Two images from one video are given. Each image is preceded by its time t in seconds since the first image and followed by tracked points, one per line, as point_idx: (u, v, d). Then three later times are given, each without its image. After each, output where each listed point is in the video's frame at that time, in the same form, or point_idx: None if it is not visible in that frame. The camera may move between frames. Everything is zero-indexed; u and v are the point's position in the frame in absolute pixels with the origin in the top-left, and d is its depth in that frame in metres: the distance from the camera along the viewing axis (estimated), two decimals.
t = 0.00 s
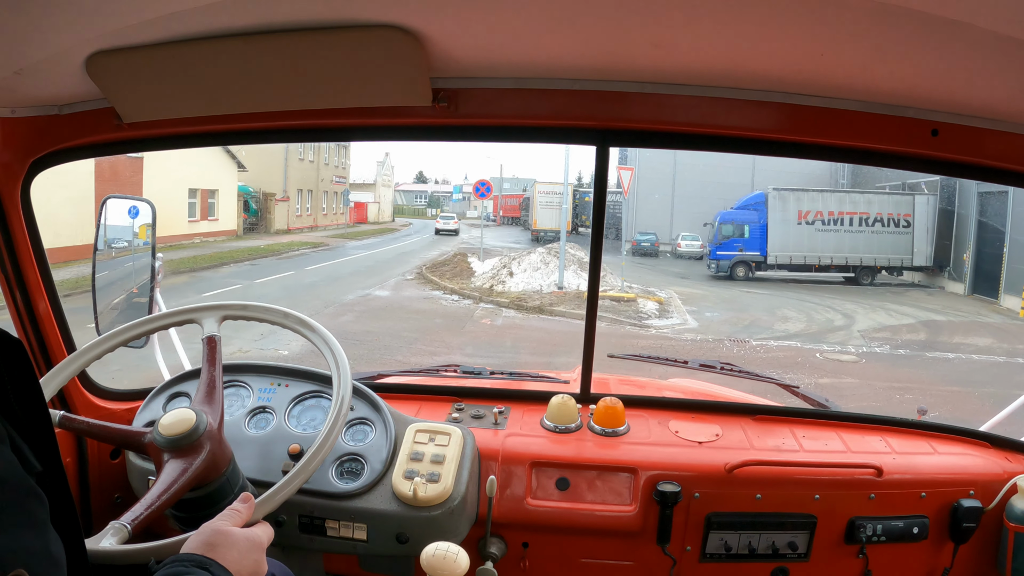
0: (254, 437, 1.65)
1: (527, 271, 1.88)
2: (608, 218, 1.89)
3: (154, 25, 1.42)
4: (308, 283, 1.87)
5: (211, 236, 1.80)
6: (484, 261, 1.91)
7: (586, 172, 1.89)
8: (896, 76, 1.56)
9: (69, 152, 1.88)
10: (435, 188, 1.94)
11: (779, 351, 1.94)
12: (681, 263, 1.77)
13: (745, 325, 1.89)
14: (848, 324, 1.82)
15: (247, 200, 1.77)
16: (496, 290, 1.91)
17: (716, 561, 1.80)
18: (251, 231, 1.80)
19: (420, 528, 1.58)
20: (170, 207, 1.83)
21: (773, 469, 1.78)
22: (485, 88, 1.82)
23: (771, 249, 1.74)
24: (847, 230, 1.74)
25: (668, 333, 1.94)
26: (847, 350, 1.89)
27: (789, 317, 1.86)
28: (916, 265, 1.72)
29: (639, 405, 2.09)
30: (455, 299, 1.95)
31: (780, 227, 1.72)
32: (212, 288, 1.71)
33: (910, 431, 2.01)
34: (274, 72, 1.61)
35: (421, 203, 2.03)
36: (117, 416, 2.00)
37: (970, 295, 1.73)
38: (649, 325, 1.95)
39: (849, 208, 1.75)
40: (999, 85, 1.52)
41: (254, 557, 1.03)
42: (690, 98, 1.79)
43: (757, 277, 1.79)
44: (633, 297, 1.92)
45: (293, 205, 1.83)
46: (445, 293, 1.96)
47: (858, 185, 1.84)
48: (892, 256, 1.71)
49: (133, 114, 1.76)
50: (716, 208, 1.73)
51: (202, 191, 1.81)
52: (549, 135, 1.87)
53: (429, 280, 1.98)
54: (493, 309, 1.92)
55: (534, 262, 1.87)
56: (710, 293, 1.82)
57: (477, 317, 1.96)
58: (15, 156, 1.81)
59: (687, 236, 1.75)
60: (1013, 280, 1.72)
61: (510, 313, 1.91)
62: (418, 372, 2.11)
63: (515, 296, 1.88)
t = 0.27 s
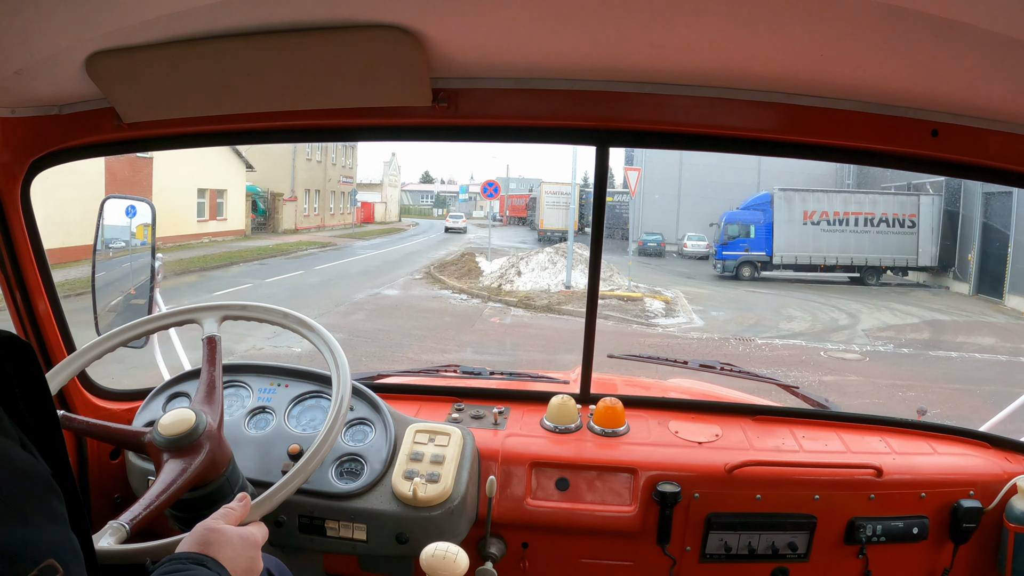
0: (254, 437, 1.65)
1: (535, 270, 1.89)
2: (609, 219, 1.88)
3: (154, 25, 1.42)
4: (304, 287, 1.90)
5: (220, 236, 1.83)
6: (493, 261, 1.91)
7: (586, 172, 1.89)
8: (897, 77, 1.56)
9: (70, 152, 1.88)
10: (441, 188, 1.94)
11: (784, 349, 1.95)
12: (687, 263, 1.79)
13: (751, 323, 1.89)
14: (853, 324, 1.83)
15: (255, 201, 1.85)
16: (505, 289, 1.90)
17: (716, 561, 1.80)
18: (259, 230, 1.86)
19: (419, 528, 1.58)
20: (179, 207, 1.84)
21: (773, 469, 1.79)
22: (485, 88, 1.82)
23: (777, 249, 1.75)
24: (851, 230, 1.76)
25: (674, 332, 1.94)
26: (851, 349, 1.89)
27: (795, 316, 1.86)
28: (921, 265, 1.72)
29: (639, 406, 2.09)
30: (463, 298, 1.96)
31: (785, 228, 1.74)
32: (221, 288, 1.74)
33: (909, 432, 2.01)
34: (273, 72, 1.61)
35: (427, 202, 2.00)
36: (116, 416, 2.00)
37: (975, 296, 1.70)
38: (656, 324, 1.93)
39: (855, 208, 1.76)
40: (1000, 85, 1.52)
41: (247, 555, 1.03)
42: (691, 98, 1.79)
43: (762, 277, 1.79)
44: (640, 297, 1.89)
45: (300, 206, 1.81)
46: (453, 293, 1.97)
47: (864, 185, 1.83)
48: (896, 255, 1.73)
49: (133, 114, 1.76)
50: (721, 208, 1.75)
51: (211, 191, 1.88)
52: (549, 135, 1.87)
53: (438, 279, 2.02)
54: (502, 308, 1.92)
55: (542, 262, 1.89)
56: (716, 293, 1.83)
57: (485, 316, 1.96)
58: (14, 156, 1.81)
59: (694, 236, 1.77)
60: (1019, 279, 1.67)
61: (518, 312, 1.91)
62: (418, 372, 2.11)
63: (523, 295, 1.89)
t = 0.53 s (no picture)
0: (254, 437, 1.65)
1: (543, 269, 1.89)
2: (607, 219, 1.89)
3: (154, 26, 1.42)
4: (307, 287, 1.87)
5: (228, 236, 1.82)
6: (501, 260, 1.89)
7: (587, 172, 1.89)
8: (896, 77, 1.56)
9: (70, 152, 1.88)
10: (447, 188, 1.86)
11: (788, 348, 1.91)
12: (694, 263, 1.73)
13: (756, 323, 1.86)
14: (857, 323, 1.80)
15: (264, 201, 1.84)
16: (512, 289, 1.88)
17: (717, 561, 1.80)
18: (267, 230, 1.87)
19: (419, 528, 1.58)
20: (187, 211, 1.81)
21: (773, 469, 1.79)
22: (485, 88, 1.82)
23: (782, 249, 1.72)
24: (857, 230, 1.73)
25: (681, 330, 1.93)
26: (854, 347, 1.85)
27: (800, 316, 1.84)
28: (926, 265, 1.70)
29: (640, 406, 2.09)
30: (471, 297, 1.94)
31: (791, 228, 1.69)
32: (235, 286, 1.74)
33: (909, 431, 2.01)
34: (273, 72, 1.61)
35: (435, 202, 1.91)
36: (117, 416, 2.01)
37: (980, 295, 1.72)
38: (662, 323, 1.89)
39: (859, 208, 1.73)
40: (1000, 85, 1.52)
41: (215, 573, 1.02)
42: (691, 98, 1.79)
43: (768, 277, 1.77)
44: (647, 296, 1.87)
45: (307, 205, 1.85)
46: (461, 292, 1.96)
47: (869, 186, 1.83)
48: (901, 255, 1.71)
49: (133, 114, 1.76)
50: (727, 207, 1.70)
51: (219, 191, 1.85)
52: (549, 135, 1.87)
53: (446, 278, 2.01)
54: (510, 307, 1.89)
55: (550, 262, 1.90)
56: (722, 293, 1.81)
57: (494, 316, 1.91)
58: (14, 156, 1.81)
59: (699, 236, 1.72)
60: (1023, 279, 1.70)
61: (525, 311, 1.89)
62: (418, 372, 2.11)
63: (531, 294, 1.88)
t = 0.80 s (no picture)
0: (254, 437, 1.65)
1: (551, 269, 1.91)
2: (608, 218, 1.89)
3: (154, 26, 1.43)
4: (318, 287, 1.86)
5: (237, 236, 1.80)
6: (509, 260, 1.89)
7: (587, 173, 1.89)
8: (896, 78, 1.56)
9: (69, 152, 1.88)
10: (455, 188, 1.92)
11: (793, 347, 1.90)
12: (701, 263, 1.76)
13: (762, 322, 1.86)
14: (861, 323, 1.80)
15: (270, 200, 1.82)
16: (521, 288, 1.88)
17: (716, 561, 1.80)
18: (275, 230, 1.86)
19: (419, 528, 1.58)
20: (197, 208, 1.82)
21: (773, 469, 1.79)
22: (485, 88, 1.82)
23: (787, 249, 1.72)
24: (860, 231, 1.74)
25: (687, 329, 1.92)
26: (858, 347, 1.86)
27: (805, 315, 1.83)
28: (931, 265, 1.72)
29: (640, 406, 2.09)
30: (480, 296, 1.94)
31: (796, 228, 1.71)
32: (245, 285, 1.76)
33: (909, 432, 2.01)
34: (273, 72, 1.61)
35: (440, 202, 1.97)
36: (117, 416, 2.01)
37: (984, 296, 1.72)
38: (669, 322, 1.90)
39: (864, 209, 1.75)
40: (1001, 86, 1.52)
41: None
42: (691, 98, 1.79)
43: (774, 277, 1.75)
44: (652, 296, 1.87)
45: (316, 206, 1.86)
46: (470, 292, 1.95)
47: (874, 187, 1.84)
48: (906, 256, 1.72)
49: (133, 114, 1.76)
50: (733, 209, 1.71)
51: (228, 191, 1.84)
52: (550, 135, 1.87)
53: (454, 278, 1.99)
54: (518, 307, 1.90)
55: (558, 261, 1.90)
56: (728, 293, 1.80)
57: (503, 314, 1.92)
58: (14, 156, 1.81)
59: (706, 236, 1.74)
60: None
61: (536, 310, 1.92)
62: (418, 372, 2.11)
63: (540, 293, 1.90)
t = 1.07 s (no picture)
0: (254, 437, 1.65)
1: (560, 269, 1.94)
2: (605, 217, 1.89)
3: (152, 26, 1.43)
4: (326, 287, 1.90)
5: (245, 236, 1.83)
6: (517, 259, 1.86)
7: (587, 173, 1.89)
8: (896, 78, 1.56)
9: (69, 153, 1.88)
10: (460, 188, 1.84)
11: (798, 346, 1.90)
12: (708, 263, 1.75)
13: (767, 321, 1.88)
14: (865, 322, 1.81)
15: (280, 201, 1.79)
16: (529, 287, 1.88)
17: (716, 562, 1.80)
18: (285, 230, 1.83)
19: (419, 528, 1.58)
20: (206, 205, 1.80)
21: (773, 469, 1.78)
22: (484, 88, 1.82)
23: (792, 249, 1.74)
24: (866, 231, 1.72)
25: (693, 328, 1.94)
26: (862, 345, 1.86)
27: (810, 315, 1.83)
28: (937, 266, 1.71)
29: (640, 407, 2.09)
30: (489, 296, 1.92)
31: (802, 229, 1.72)
32: (257, 285, 1.84)
33: (909, 432, 2.01)
34: (272, 72, 1.61)
35: (446, 202, 1.89)
36: (116, 416, 2.01)
37: (988, 296, 1.74)
38: (676, 321, 1.91)
39: (870, 209, 1.73)
40: (1001, 86, 1.52)
41: None
42: (690, 99, 1.79)
43: (779, 277, 1.79)
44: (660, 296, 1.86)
45: (323, 206, 1.79)
46: (479, 292, 1.93)
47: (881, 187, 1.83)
48: (912, 256, 1.70)
49: (132, 114, 1.76)
50: (739, 208, 1.72)
51: (238, 191, 1.85)
52: (550, 136, 1.87)
53: (462, 278, 1.98)
54: (527, 306, 1.90)
55: (565, 261, 1.93)
56: (734, 292, 1.83)
57: (512, 313, 1.91)
58: (14, 157, 1.81)
59: (711, 237, 1.72)
60: None
61: (542, 309, 1.93)
62: (417, 373, 2.11)
63: (549, 293, 1.93)
